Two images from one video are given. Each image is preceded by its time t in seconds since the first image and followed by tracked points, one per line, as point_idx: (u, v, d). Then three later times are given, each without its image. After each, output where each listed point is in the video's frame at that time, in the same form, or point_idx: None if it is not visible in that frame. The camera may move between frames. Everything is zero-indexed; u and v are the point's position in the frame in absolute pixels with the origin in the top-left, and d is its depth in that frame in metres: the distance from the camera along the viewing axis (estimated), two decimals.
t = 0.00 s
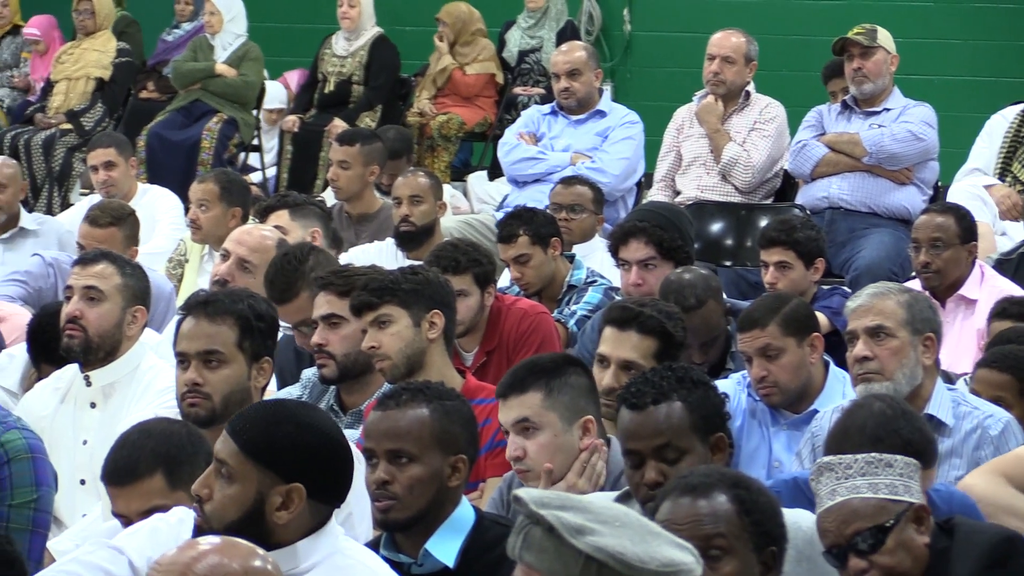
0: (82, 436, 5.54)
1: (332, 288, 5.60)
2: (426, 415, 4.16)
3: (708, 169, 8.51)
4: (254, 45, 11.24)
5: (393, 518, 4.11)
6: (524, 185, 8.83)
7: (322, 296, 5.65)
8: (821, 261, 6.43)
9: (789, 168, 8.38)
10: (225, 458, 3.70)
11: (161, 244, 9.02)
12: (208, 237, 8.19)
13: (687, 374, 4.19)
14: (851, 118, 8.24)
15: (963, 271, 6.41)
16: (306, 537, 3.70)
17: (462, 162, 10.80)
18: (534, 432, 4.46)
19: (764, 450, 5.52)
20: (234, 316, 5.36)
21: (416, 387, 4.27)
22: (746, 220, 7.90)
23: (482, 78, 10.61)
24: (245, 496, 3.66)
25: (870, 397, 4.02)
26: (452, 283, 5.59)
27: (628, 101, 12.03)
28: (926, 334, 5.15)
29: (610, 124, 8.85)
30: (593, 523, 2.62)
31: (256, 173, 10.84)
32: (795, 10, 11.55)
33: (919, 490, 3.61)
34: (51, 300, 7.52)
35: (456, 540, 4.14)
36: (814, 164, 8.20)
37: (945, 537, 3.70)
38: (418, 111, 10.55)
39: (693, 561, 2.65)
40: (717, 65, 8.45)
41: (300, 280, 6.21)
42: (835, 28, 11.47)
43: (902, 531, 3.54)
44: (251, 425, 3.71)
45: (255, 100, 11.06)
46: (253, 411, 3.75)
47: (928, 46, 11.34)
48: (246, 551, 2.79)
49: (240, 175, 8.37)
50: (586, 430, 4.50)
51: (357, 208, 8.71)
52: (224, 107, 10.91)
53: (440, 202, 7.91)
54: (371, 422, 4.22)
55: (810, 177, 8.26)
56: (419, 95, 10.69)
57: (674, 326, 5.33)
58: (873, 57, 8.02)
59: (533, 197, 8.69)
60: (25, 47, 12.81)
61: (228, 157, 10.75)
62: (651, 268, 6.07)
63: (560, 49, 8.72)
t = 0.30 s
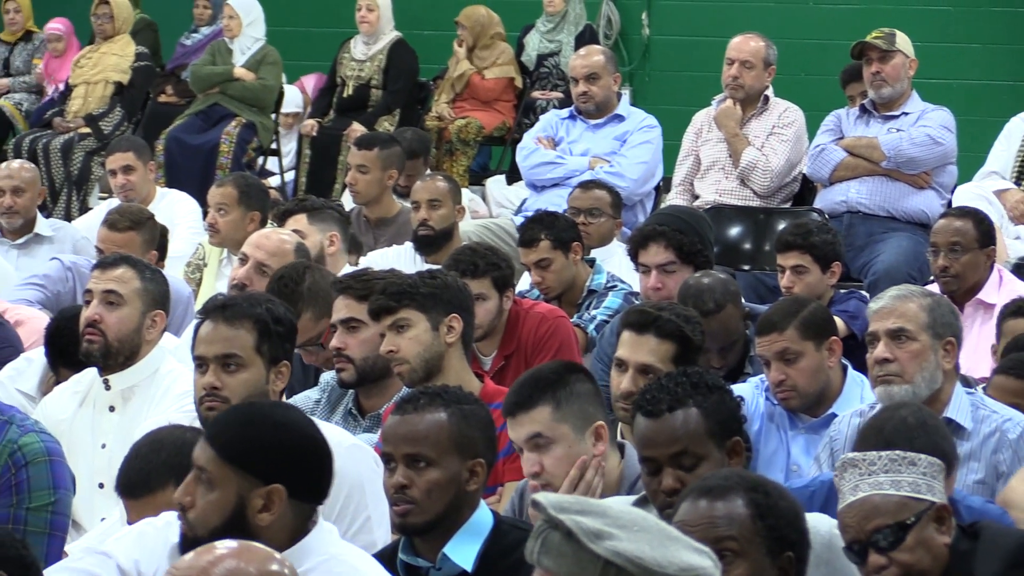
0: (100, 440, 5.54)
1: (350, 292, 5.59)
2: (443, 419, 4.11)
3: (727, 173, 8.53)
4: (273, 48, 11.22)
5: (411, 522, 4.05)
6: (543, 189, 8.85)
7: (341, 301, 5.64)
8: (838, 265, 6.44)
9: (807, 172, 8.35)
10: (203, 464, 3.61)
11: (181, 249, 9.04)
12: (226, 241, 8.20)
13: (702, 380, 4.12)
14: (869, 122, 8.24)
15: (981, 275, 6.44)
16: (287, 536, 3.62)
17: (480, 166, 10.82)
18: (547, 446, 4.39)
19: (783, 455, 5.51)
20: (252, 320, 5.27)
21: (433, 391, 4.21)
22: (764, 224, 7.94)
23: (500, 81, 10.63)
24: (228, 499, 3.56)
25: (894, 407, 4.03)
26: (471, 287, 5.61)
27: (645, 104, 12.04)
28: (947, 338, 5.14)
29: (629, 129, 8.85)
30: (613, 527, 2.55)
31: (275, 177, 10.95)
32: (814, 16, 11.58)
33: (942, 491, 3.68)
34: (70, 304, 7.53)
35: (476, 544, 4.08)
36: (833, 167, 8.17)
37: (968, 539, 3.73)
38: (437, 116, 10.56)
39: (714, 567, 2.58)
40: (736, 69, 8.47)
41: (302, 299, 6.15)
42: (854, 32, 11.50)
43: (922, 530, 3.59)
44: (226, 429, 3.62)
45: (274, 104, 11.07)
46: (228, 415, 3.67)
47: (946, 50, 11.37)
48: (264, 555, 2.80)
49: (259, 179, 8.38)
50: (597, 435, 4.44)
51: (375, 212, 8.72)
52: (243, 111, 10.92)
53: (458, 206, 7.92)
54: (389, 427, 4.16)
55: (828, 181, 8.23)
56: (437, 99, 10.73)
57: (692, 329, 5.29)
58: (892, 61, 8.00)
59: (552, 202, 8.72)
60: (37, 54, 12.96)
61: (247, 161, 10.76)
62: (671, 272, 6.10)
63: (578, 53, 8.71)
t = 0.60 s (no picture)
0: (113, 443, 5.53)
1: (363, 296, 5.62)
2: (454, 424, 3.99)
3: (740, 178, 8.55)
4: (285, 52, 11.20)
5: (425, 528, 3.93)
6: (556, 193, 8.85)
7: (354, 305, 5.66)
8: (850, 269, 6.44)
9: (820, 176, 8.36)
10: (164, 464, 3.56)
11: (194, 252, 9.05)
12: (239, 244, 8.21)
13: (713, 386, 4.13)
14: (883, 126, 8.24)
15: (995, 279, 6.47)
16: (253, 534, 3.56)
17: (494, 170, 10.83)
18: (552, 486, 4.35)
19: (796, 458, 5.49)
20: (266, 323, 5.17)
21: (443, 397, 4.09)
22: (777, 227, 7.96)
23: (514, 86, 10.68)
24: (190, 498, 3.51)
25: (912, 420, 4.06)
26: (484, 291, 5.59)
27: (659, 106, 12.09)
28: (963, 343, 5.13)
29: (642, 132, 8.85)
30: (624, 531, 2.56)
31: (288, 182, 10.94)
32: (828, 20, 11.58)
33: (961, 493, 3.74)
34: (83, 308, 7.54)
35: (487, 548, 3.95)
36: (846, 171, 8.18)
37: (987, 543, 3.78)
38: (450, 119, 10.66)
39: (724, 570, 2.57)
40: (750, 73, 8.47)
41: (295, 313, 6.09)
42: (867, 36, 11.49)
43: (941, 530, 3.66)
44: (186, 429, 3.57)
45: (287, 108, 11.07)
46: (188, 416, 3.62)
47: (960, 53, 11.37)
48: (276, 558, 2.80)
49: (272, 183, 8.38)
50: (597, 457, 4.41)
51: (388, 215, 8.74)
52: (256, 115, 10.93)
53: (471, 210, 7.94)
54: (400, 432, 4.05)
55: (841, 185, 8.23)
56: (452, 103, 10.77)
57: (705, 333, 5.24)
58: (905, 65, 8.00)
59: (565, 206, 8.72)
60: (54, 59, 12.98)
61: (260, 165, 10.77)
62: (684, 276, 6.12)
63: (592, 57, 8.71)
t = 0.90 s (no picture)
0: (122, 445, 5.54)
1: (373, 298, 5.61)
2: (463, 426, 3.96)
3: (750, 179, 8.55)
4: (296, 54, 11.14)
5: (434, 530, 3.90)
6: (566, 195, 8.85)
7: (363, 307, 5.66)
8: (860, 271, 6.47)
9: (830, 177, 8.36)
10: (203, 460, 3.50)
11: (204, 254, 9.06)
12: (249, 246, 8.21)
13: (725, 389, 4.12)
14: (893, 128, 8.24)
15: (1005, 282, 6.49)
16: (288, 535, 3.51)
17: (504, 172, 10.82)
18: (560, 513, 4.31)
19: (806, 460, 5.41)
20: (276, 325, 5.16)
21: (454, 399, 4.06)
22: (788, 229, 7.96)
23: (526, 88, 10.70)
24: (229, 494, 3.46)
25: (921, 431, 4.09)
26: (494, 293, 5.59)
27: (670, 109, 12.14)
28: (977, 347, 5.08)
29: (652, 134, 8.86)
30: (636, 534, 2.53)
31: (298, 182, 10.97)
32: (838, 23, 11.59)
33: (971, 493, 3.75)
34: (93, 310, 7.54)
35: (497, 551, 3.94)
36: (856, 173, 8.19)
37: (995, 545, 3.81)
38: (460, 121, 10.71)
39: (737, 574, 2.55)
40: (760, 75, 8.46)
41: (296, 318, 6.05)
42: (878, 38, 11.48)
43: (948, 531, 3.69)
44: (228, 425, 3.52)
45: (297, 110, 11.07)
46: (229, 413, 3.57)
47: (970, 56, 11.37)
48: (287, 560, 2.76)
49: (281, 185, 8.38)
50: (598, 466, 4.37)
51: (398, 216, 8.75)
52: (266, 117, 10.94)
53: (481, 212, 7.95)
54: (408, 435, 4.01)
55: (851, 187, 8.24)
56: (462, 105, 10.77)
57: (716, 336, 5.23)
58: (915, 67, 8.00)
59: (575, 208, 8.72)
60: (67, 62, 12.99)
61: (270, 167, 10.78)
62: (695, 278, 6.14)
63: (602, 60, 8.70)
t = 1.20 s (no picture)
0: (133, 447, 5.56)
1: (385, 300, 5.62)
2: (473, 427, 3.94)
3: (760, 182, 8.55)
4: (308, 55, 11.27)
5: (446, 532, 3.89)
6: (577, 198, 8.87)
7: (375, 309, 5.67)
8: (858, 279, 6.49)
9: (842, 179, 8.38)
10: (243, 457, 3.52)
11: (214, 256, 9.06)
12: (259, 247, 8.22)
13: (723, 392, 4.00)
14: (903, 130, 8.23)
15: (1015, 284, 6.50)
16: (324, 537, 3.51)
17: (514, 174, 10.81)
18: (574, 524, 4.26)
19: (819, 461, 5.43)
20: (287, 327, 5.15)
21: (464, 402, 4.04)
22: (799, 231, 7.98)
23: (536, 89, 10.66)
24: (266, 492, 3.48)
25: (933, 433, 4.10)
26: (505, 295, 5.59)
27: (682, 110, 12.15)
28: (993, 348, 5.07)
29: (662, 137, 8.87)
30: (647, 536, 2.51)
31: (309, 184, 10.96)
32: (848, 25, 11.60)
33: (977, 495, 3.78)
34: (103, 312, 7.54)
35: (509, 553, 3.90)
36: (867, 176, 8.20)
37: (1000, 548, 3.85)
38: (471, 122, 10.65)
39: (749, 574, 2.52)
40: (770, 79, 8.48)
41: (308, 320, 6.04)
42: (888, 40, 11.48)
43: (952, 533, 3.72)
44: (269, 422, 3.54)
45: (308, 112, 11.07)
46: (271, 411, 3.60)
47: (979, 58, 11.36)
48: (298, 562, 2.73)
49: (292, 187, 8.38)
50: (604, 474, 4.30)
51: (409, 218, 8.76)
52: (277, 120, 10.94)
53: (492, 214, 7.95)
54: (419, 437, 3.99)
55: (862, 189, 8.27)
56: (472, 106, 10.75)
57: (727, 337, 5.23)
58: (926, 69, 7.99)
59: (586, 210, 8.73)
60: (77, 64, 13.00)
61: (280, 169, 10.79)
62: (706, 280, 6.15)
63: (612, 62, 8.71)
